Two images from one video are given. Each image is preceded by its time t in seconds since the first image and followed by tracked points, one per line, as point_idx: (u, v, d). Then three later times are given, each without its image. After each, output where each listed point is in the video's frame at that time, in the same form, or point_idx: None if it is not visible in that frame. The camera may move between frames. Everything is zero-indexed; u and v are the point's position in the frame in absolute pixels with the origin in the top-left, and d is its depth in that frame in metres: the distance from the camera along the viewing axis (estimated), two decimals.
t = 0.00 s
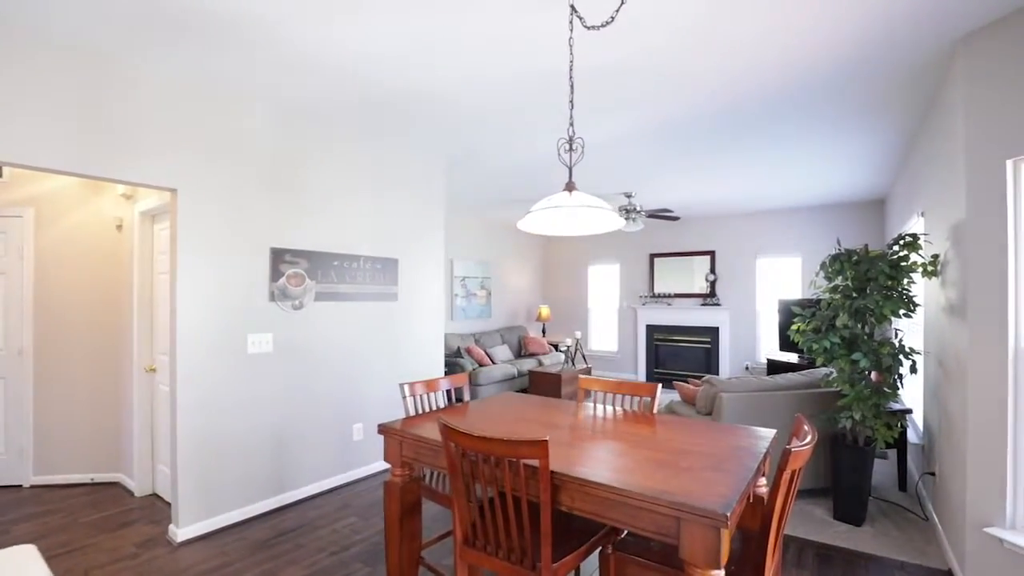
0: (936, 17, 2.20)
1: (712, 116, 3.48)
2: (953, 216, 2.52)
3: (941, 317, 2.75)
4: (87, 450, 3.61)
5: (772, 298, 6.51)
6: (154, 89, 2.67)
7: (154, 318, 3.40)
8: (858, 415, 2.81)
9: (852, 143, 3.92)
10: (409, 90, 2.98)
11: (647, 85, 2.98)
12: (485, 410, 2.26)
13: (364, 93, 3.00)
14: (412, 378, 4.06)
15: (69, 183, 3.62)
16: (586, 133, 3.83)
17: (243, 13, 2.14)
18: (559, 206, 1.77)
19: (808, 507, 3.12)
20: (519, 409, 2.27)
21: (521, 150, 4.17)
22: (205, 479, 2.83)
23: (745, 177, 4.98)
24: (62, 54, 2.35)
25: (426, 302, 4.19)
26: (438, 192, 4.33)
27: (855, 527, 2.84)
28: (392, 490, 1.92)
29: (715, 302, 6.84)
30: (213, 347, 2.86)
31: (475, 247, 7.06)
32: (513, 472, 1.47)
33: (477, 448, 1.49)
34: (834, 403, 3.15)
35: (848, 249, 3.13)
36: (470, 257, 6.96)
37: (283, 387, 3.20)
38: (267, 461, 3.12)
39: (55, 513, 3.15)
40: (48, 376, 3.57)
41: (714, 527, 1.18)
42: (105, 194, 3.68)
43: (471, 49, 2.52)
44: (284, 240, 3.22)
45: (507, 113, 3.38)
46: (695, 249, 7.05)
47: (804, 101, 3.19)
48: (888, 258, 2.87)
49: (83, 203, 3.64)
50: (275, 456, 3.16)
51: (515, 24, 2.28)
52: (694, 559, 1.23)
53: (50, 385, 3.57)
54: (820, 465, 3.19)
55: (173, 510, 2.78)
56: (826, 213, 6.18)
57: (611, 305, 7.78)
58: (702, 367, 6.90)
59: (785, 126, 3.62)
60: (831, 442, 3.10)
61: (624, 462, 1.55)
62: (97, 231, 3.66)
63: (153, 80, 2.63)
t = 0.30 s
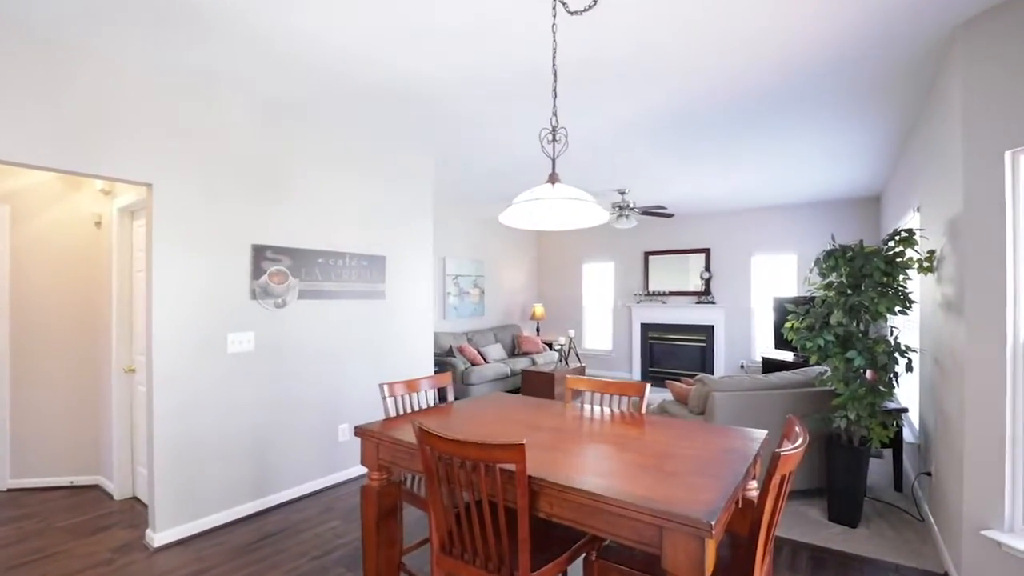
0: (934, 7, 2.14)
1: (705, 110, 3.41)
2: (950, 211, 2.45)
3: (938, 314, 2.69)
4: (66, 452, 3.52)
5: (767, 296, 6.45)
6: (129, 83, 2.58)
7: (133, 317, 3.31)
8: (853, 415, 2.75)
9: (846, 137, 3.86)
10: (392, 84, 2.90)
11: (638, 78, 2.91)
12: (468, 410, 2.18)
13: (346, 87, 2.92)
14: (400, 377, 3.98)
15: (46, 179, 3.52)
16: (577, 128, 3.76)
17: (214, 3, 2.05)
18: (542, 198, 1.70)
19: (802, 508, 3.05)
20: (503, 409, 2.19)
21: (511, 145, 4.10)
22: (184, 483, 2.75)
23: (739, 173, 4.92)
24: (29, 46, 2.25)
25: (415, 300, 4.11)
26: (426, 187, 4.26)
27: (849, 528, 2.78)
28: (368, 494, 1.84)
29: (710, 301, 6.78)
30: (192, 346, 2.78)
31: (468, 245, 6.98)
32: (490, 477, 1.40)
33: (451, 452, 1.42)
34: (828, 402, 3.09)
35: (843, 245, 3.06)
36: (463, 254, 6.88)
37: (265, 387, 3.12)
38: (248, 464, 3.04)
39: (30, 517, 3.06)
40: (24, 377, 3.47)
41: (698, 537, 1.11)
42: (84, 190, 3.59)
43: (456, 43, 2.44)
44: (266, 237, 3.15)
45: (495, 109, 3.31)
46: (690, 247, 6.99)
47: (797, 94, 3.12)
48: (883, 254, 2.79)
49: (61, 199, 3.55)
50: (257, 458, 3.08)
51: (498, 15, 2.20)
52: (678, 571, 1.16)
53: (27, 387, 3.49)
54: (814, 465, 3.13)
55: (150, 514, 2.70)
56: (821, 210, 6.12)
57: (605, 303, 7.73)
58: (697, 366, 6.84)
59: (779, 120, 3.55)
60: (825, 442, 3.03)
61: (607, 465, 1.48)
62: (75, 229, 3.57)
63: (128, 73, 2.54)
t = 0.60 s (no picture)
0: None
1: (701, 102, 3.33)
2: (952, 204, 2.37)
3: (940, 310, 2.60)
4: (49, 455, 3.45)
5: (766, 292, 6.36)
6: (99, 71, 2.49)
7: (115, 316, 3.23)
8: (853, 415, 2.67)
9: (846, 130, 3.76)
10: (377, 76, 2.81)
11: (630, 69, 2.82)
12: (453, 411, 2.10)
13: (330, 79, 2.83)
14: (391, 377, 3.90)
15: (26, 176, 3.44)
16: (571, 121, 3.67)
17: None
18: (520, 190, 1.61)
19: (800, 510, 2.97)
20: (488, 410, 2.11)
21: (503, 140, 4.01)
22: (164, 486, 2.68)
23: (737, 168, 4.82)
24: None
25: (405, 299, 4.02)
26: (417, 183, 4.17)
27: (849, 531, 2.70)
28: (345, 501, 1.77)
29: (708, 298, 6.69)
30: (172, 346, 2.71)
31: (463, 243, 6.90)
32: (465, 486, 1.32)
33: (422, 459, 1.34)
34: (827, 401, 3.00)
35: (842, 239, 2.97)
36: (458, 252, 6.80)
37: (249, 388, 3.05)
38: (232, 467, 2.96)
39: (10, 521, 2.98)
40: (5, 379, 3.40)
41: (682, 552, 1.03)
42: (65, 187, 3.50)
43: (440, 31, 2.35)
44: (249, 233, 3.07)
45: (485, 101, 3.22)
46: (688, 243, 6.90)
47: (795, 84, 3.03)
48: (883, 248, 2.71)
49: (42, 197, 3.46)
50: (241, 460, 3.01)
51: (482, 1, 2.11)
52: None
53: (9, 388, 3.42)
54: (813, 466, 3.05)
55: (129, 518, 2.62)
56: (821, 205, 6.03)
57: (603, 300, 7.64)
58: (696, 364, 6.75)
59: (776, 112, 3.47)
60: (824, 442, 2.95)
61: (589, 470, 1.40)
62: (57, 228, 3.49)
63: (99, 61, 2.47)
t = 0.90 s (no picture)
0: None
1: (696, 94, 3.24)
2: (954, 197, 2.29)
3: (941, 308, 2.52)
4: (30, 457, 3.38)
5: (766, 290, 6.28)
6: (73, 65, 2.41)
7: (96, 316, 3.16)
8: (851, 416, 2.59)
9: (845, 122, 3.68)
10: (362, 69, 2.74)
11: (623, 60, 2.74)
12: (435, 413, 2.02)
13: (314, 72, 2.76)
14: (381, 377, 3.83)
15: (5, 173, 3.36)
16: (563, 115, 3.59)
17: None
18: (495, 182, 1.55)
19: (798, 513, 2.89)
20: (472, 413, 2.03)
21: (494, 135, 3.93)
22: (143, 491, 2.61)
23: (735, 162, 4.74)
24: None
25: (396, 297, 3.95)
26: (407, 179, 4.09)
27: (847, 535, 2.63)
28: (320, 509, 1.69)
29: (706, 295, 6.61)
30: (151, 347, 2.64)
31: (458, 240, 6.82)
32: (436, 496, 1.24)
33: (390, 466, 1.26)
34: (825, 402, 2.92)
35: (839, 235, 2.89)
36: (453, 250, 6.72)
37: (233, 389, 2.97)
38: (215, 470, 2.89)
39: None
40: None
41: (662, 571, 0.95)
42: (46, 184, 3.43)
43: (423, 21, 2.27)
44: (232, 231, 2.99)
45: (474, 95, 3.14)
46: (686, 240, 6.82)
47: (792, 75, 2.95)
48: (882, 244, 2.63)
49: (21, 193, 3.39)
50: (225, 463, 2.94)
51: None
52: None
53: None
54: (811, 468, 2.97)
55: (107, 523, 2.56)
56: (820, 200, 5.95)
57: (600, 298, 7.56)
58: (694, 362, 6.68)
59: (773, 104, 3.38)
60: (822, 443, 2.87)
61: (568, 476, 1.32)
62: (37, 226, 3.41)
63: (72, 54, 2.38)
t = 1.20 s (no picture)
0: None
1: (692, 87, 3.16)
2: (958, 190, 2.20)
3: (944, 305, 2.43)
4: (14, 460, 3.32)
5: (766, 287, 6.19)
6: (51, 58, 2.34)
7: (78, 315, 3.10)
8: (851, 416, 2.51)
9: (845, 115, 3.60)
10: (348, 62, 2.68)
11: (616, 51, 2.67)
12: (418, 415, 1.95)
13: (299, 65, 2.70)
14: (371, 377, 3.77)
15: None
16: (557, 110, 3.52)
17: None
18: (476, 174, 1.47)
19: (796, 516, 2.82)
20: (456, 415, 1.96)
21: (487, 130, 3.86)
22: (125, 493, 2.55)
23: (734, 158, 4.65)
24: None
25: (387, 295, 3.88)
26: (399, 176, 4.02)
27: (847, 540, 2.55)
28: (294, 516, 1.62)
29: (706, 293, 6.53)
30: (132, 347, 2.58)
31: (455, 238, 6.75)
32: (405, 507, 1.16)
33: (356, 474, 1.19)
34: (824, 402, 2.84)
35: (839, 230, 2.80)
36: (449, 248, 6.64)
37: (217, 389, 2.91)
38: (200, 473, 2.83)
39: None
40: None
41: None
42: (29, 181, 3.36)
43: (406, 10, 2.20)
44: (216, 228, 2.92)
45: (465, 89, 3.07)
46: (685, 237, 6.73)
47: (790, 67, 2.87)
48: (883, 239, 2.54)
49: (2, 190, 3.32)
50: (209, 465, 2.87)
51: None
52: None
53: None
54: (810, 470, 2.89)
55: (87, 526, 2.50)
56: (821, 196, 5.86)
57: (599, 296, 7.48)
58: (693, 361, 6.60)
59: (771, 97, 3.30)
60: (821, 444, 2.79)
61: (546, 484, 1.24)
62: (19, 224, 3.35)
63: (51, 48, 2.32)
